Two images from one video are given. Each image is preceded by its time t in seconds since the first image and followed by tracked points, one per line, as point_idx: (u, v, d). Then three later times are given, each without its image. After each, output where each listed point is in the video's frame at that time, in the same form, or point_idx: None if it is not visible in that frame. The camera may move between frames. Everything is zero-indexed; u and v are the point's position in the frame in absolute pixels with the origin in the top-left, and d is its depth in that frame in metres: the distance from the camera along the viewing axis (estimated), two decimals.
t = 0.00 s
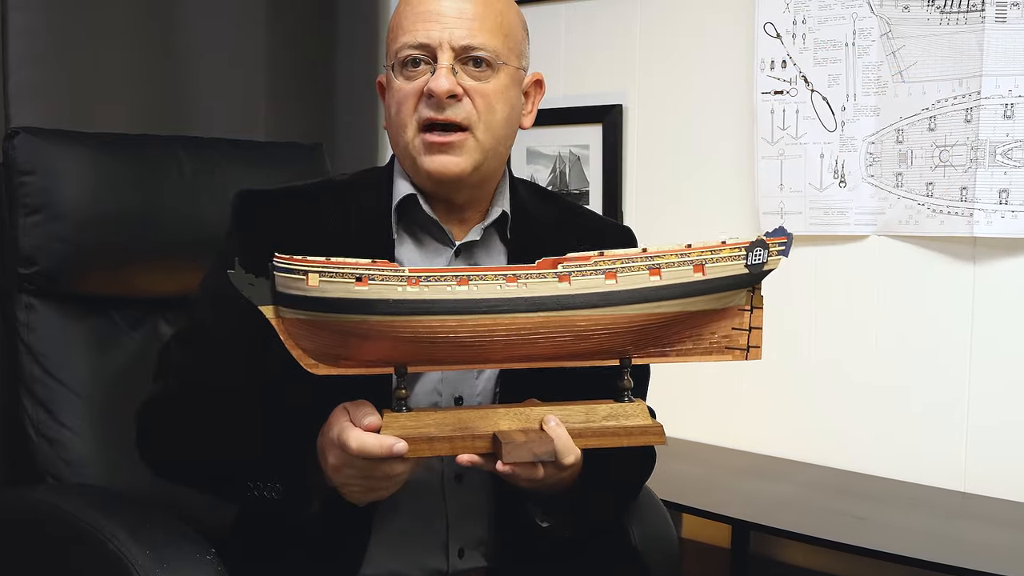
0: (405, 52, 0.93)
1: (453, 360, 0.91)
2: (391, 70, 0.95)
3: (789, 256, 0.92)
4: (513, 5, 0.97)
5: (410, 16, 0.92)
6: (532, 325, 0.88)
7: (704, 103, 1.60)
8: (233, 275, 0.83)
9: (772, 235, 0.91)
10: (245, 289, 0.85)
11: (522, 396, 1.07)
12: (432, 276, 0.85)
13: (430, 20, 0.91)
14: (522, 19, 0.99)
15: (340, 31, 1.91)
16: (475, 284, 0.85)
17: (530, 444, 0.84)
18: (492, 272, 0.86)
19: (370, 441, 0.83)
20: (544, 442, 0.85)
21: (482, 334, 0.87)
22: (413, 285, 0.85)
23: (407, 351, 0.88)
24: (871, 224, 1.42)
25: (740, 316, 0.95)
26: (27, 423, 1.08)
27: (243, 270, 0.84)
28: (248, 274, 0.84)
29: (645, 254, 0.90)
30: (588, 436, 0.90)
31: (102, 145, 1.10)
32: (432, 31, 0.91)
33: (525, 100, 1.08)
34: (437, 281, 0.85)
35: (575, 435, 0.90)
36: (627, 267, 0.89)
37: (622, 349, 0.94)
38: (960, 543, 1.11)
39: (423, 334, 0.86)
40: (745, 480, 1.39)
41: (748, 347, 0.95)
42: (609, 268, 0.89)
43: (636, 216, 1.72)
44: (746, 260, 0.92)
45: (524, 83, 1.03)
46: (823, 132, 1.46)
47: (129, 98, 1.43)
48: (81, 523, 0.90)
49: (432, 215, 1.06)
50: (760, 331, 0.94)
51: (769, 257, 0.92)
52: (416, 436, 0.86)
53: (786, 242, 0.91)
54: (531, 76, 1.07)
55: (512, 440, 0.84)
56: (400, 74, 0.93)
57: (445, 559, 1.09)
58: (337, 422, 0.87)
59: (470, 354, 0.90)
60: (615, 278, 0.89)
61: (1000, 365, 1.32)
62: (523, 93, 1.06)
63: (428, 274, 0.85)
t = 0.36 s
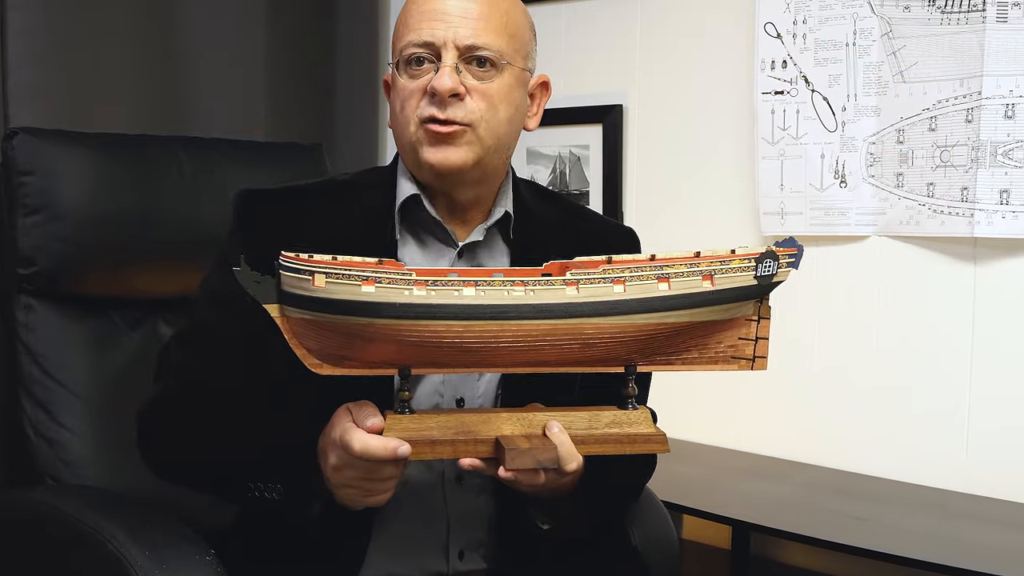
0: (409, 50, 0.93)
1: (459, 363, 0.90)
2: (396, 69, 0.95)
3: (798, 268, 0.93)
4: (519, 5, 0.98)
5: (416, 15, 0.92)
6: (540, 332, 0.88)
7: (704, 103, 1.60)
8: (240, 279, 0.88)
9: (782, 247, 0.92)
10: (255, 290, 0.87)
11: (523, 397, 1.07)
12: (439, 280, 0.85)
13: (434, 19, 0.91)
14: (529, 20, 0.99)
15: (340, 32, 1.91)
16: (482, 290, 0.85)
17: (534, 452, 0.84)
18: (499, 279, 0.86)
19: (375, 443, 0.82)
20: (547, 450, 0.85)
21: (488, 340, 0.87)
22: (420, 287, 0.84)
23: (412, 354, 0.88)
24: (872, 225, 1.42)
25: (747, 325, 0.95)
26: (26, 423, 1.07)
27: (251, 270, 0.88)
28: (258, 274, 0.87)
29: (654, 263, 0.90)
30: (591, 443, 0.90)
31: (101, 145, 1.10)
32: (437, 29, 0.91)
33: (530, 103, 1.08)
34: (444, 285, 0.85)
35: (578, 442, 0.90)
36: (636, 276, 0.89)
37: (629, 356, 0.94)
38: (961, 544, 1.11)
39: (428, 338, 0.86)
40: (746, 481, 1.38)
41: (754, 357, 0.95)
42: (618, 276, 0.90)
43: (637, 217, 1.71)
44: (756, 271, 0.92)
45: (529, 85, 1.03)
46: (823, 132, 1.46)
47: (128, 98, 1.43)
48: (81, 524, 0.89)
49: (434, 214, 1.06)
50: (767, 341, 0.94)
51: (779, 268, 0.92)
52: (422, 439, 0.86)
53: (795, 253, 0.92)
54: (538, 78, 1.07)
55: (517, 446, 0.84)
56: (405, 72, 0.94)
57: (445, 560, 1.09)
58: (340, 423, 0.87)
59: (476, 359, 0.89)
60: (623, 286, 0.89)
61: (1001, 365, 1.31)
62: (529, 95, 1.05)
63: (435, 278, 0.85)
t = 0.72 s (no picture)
0: (411, 60, 0.92)
1: (463, 365, 0.90)
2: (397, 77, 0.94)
3: (800, 268, 0.92)
4: (525, 13, 0.96)
5: (418, 24, 0.91)
6: (545, 334, 0.88)
7: (704, 103, 1.60)
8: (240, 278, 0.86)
9: (785, 248, 0.91)
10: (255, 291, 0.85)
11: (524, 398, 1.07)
12: (443, 282, 0.84)
13: (437, 29, 0.90)
14: (536, 28, 0.98)
15: (339, 32, 1.91)
16: (486, 291, 0.85)
17: (537, 453, 0.84)
18: (504, 280, 0.86)
19: (379, 445, 0.82)
20: (550, 452, 0.85)
21: (492, 342, 0.87)
22: (425, 289, 0.84)
23: (415, 356, 0.88)
24: (872, 225, 1.42)
25: (749, 326, 0.95)
26: (25, 424, 1.07)
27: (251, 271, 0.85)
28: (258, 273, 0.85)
29: (658, 264, 0.90)
30: (594, 444, 0.90)
31: (100, 145, 1.10)
32: (439, 42, 0.90)
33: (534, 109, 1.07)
34: (447, 287, 0.84)
35: (581, 444, 0.90)
36: (640, 277, 0.89)
37: (634, 356, 0.94)
38: (961, 546, 1.11)
39: (432, 339, 0.86)
40: (746, 482, 1.38)
41: (755, 358, 0.94)
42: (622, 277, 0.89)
43: (637, 217, 1.71)
44: (758, 271, 0.91)
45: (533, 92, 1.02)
46: (824, 132, 1.45)
47: (127, 98, 1.43)
48: (80, 525, 0.89)
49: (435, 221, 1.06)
50: (768, 342, 0.94)
51: (781, 269, 0.91)
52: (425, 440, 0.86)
53: (798, 254, 0.91)
54: (541, 84, 1.06)
55: (521, 447, 0.84)
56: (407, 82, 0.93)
57: (446, 563, 1.09)
58: (343, 425, 0.86)
59: (479, 360, 0.89)
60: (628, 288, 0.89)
61: (1001, 366, 1.31)
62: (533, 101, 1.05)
63: (440, 279, 0.85)
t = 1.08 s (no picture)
0: (388, 61, 0.92)
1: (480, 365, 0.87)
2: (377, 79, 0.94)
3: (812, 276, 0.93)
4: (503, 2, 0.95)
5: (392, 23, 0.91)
6: (563, 334, 0.86)
7: (705, 103, 1.59)
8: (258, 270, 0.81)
9: (797, 255, 0.92)
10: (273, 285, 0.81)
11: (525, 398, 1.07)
12: (470, 279, 0.83)
13: (413, 28, 0.90)
14: (515, 15, 0.97)
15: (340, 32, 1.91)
16: (511, 291, 0.84)
17: (558, 455, 0.82)
18: (530, 279, 0.84)
19: (397, 445, 0.81)
20: (570, 454, 0.83)
21: (517, 340, 0.85)
22: (451, 287, 0.82)
23: (434, 355, 0.85)
24: (873, 226, 1.41)
25: (758, 331, 0.94)
26: (24, 424, 1.07)
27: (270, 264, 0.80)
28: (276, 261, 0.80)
29: (678, 268, 0.90)
30: (609, 447, 0.89)
31: (99, 145, 1.10)
32: (413, 40, 0.89)
33: (523, 97, 1.07)
34: (474, 285, 0.83)
35: (596, 446, 0.89)
36: (661, 279, 0.88)
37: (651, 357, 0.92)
38: (961, 547, 1.10)
39: (452, 337, 0.84)
40: (746, 483, 1.38)
41: (763, 363, 0.94)
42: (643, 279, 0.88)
43: (637, 217, 1.71)
44: (772, 277, 0.92)
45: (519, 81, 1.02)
46: (825, 133, 1.45)
47: (126, 98, 1.42)
48: (81, 526, 0.89)
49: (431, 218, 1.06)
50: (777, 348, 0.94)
51: (794, 276, 0.92)
52: (443, 442, 0.84)
53: (810, 262, 0.92)
54: (530, 72, 1.06)
55: (540, 449, 0.82)
56: (386, 83, 0.93)
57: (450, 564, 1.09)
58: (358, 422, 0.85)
59: (499, 360, 0.87)
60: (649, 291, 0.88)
61: (1001, 366, 1.31)
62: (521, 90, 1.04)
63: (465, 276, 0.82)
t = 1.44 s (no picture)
0: (366, 60, 0.92)
1: (510, 356, 0.85)
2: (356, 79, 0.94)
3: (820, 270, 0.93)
4: None
5: (368, 22, 0.90)
6: (584, 328, 0.83)
7: (704, 103, 1.59)
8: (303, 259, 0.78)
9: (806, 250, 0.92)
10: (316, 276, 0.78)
11: (527, 397, 1.06)
12: (519, 273, 0.80)
13: (388, 26, 0.89)
14: (487, 5, 0.97)
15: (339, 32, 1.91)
16: (558, 284, 0.81)
17: (598, 447, 0.81)
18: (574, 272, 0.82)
19: (442, 442, 0.76)
20: (610, 444, 0.82)
21: (532, 334, 0.82)
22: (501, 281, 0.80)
23: (474, 351, 0.83)
24: (873, 227, 1.41)
25: (764, 324, 0.94)
26: (23, 425, 1.06)
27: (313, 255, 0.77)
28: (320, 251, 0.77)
29: (704, 263, 0.89)
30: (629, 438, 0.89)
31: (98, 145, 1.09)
32: (391, 37, 0.89)
33: (503, 87, 1.08)
34: (522, 279, 0.80)
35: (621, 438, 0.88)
36: (691, 273, 0.87)
37: (675, 350, 0.90)
38: (961, 548, 1.10)
39: (490, 330, 0.81)
40: (747, 484, 1.37)
41: (769, 354, 0.94)
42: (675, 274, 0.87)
43: (636, 217, 1.71)
44: (787, 272, 0.92)
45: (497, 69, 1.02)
46: (825, 133, 1.45)
47: (125, 98, 1.42)
48: (79, 527, 0.88)
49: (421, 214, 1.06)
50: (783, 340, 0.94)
51: (806, 271, 0.92)
52: (481, 437, 0.83)
53: (819, 257, 0.92)
54: (508, 60, 1.06)
55: (580, 442, 0.81)
56: (366, 82, 0.92)
57: (451, 564, 1.09)
58: (395, 418, 0.80)
59: (526, 351, 0.84)
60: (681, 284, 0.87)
61: (1001, 367, 1.31)
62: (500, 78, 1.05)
63: (514, 271, 0.81)
